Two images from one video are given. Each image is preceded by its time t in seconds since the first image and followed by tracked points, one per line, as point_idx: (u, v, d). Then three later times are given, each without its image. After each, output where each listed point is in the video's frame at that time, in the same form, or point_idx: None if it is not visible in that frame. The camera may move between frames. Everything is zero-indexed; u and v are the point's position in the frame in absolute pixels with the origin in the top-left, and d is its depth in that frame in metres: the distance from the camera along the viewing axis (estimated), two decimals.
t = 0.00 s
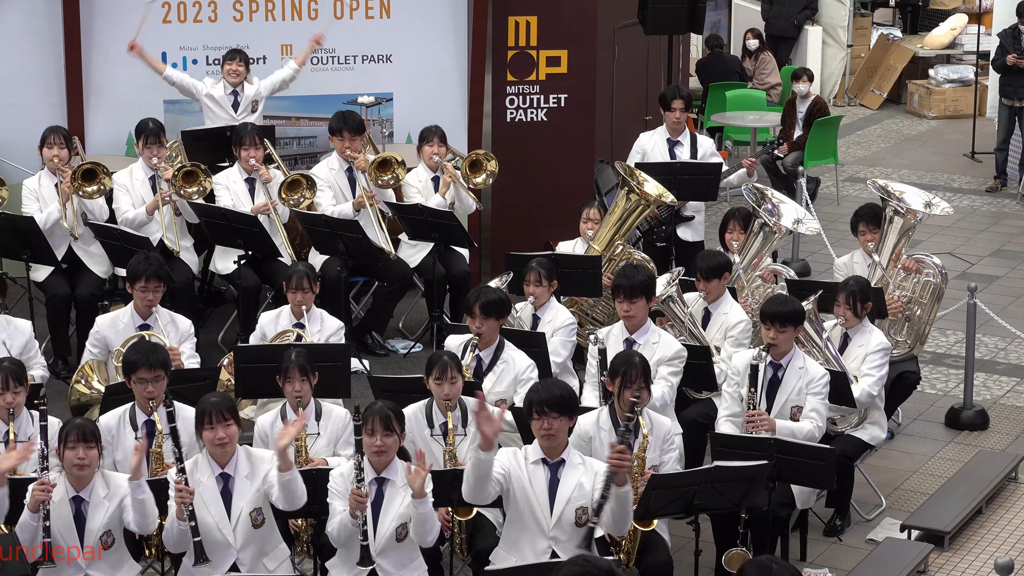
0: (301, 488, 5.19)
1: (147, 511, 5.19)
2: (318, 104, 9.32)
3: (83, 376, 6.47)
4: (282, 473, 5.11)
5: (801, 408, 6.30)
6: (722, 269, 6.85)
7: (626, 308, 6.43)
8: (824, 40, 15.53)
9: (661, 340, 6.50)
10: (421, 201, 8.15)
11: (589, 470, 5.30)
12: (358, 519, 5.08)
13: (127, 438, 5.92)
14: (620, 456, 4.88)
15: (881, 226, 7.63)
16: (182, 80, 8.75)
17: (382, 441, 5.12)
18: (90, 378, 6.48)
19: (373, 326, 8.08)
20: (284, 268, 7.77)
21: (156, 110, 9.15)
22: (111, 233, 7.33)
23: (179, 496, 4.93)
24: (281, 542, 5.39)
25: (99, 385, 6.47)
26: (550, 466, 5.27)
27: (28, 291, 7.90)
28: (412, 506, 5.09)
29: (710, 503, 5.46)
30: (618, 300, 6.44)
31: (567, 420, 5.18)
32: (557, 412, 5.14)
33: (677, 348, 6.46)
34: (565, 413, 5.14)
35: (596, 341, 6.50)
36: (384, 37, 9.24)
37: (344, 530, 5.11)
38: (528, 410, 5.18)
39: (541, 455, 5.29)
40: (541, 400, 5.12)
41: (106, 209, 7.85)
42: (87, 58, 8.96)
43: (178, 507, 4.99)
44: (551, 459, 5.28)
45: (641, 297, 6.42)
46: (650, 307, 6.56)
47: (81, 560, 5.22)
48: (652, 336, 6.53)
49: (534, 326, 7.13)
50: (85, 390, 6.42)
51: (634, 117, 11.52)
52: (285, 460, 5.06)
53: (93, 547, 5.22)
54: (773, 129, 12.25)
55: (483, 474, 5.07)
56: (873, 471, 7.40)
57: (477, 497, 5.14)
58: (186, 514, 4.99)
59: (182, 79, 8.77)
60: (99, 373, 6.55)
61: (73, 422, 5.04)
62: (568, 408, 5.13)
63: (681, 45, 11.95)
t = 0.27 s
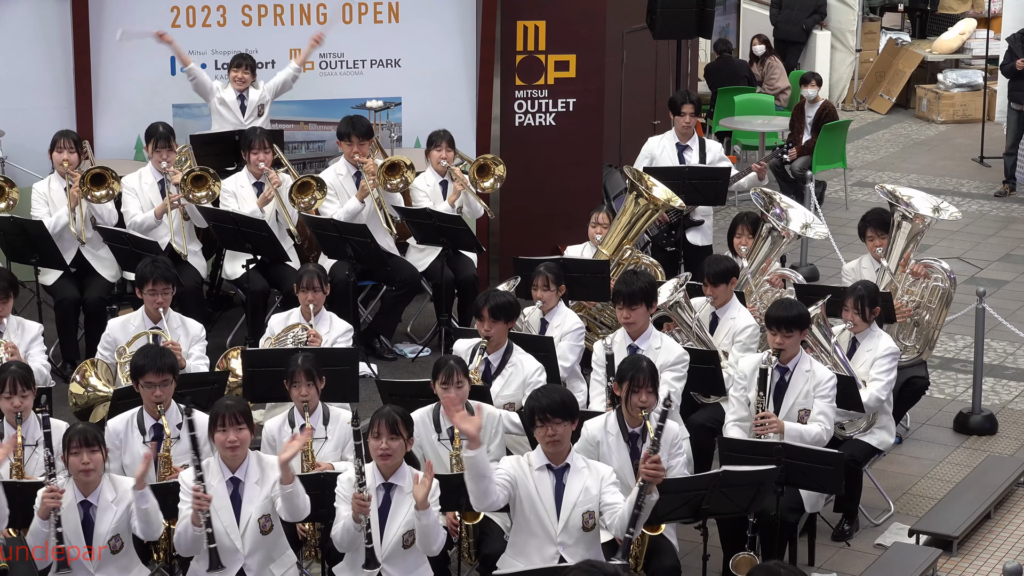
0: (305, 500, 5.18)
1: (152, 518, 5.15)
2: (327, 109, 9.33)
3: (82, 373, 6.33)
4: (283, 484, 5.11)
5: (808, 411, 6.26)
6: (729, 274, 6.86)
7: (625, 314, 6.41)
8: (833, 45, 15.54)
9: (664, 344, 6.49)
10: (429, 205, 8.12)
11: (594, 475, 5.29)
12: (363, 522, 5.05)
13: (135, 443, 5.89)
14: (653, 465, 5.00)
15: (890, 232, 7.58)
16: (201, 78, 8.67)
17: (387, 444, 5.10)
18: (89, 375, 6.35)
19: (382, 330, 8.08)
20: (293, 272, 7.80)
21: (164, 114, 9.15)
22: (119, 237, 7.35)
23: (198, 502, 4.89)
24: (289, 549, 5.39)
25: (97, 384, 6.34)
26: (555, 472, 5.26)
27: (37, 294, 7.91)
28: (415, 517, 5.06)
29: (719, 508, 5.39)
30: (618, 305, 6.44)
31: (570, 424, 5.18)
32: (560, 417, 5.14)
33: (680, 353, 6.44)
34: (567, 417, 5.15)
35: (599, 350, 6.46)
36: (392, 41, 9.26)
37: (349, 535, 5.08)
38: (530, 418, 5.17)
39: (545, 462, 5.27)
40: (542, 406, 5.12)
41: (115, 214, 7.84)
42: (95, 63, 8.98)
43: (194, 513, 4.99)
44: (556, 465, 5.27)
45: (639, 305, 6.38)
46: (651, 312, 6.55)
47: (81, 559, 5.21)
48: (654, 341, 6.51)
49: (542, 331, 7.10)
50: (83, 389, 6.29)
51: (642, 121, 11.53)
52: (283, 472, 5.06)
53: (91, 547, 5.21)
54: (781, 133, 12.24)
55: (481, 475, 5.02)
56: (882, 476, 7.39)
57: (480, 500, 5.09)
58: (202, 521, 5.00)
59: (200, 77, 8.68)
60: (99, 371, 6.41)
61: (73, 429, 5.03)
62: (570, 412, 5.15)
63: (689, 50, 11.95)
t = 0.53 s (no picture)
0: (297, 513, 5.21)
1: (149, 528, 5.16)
2: (332, 112, 9.32)
3: (87, 381, 6.33)
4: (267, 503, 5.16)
5: (814, 414, 6.22)
6: (732, 278, 6.86)
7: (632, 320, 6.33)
8: (839, 48, 15.54)
9: (669, 350, 6.40)
10: (434, 209, 8.17)
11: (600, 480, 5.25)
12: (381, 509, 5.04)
13: (139, 447, 5.88)
14: (592, 460, 4.86)
15: (895, 235, 7.59)
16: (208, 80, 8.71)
17: (387, 448, 5.09)
18: (93, 383, 6.35)
19: (387, 334, 8.10)
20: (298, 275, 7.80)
21: (170, 118, 9.16)
22: (125, 241, 7.36)
23: (224, 512, 4.91)
24: (292, 554, 5.40)
25: (101, 392, 6.32)
26: (561, 476, 5.21)
27: (43, 298, 7.93)
28: (400, 518, 5.08)
29: (724, 511, 5.37)
30: (624, 311, 6.37)
31: (579, 428, 5.15)
32: (569, 421, 5.11)
33: (686, 358, 6.38)
34: (575, 422, 5.11)
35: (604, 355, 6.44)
36: (398, 44, 9.27)
37: (366, 524, 5.07)
38: (540, 422, 5.14)
39: (552, 466, 5.22)
40: (552, 410, 5.10)
41: (122, 217, 7.89)
42: (101, 66, 8.97)
43: (215, 524, 5.02)
44: (561, 470, 5.21)
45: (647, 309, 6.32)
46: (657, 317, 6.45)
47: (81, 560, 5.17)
48: (659, 347, 6.41)
49: (548, 335, 7.11)
50: (87, 397, 6.28)
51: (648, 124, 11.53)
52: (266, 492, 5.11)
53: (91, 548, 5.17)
54: (786, 137, 12.24)
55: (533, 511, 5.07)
56: (887, 480, 7.38)
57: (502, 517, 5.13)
58: (221, 531, 5.03)
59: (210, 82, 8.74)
60: (103, 379, 6.41)
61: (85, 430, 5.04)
62: (579, 417, 5.11)
63: (695, 54, 11.96)
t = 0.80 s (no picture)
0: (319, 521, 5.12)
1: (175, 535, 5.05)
2: (336, 116, 9.36)
3: (88, 393, 6.33)
4: (309, 503, 5.02)
5: (816, 418, 6.23)
6: (735, 283, 6.85)
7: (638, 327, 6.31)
8: (842, 52, 15.56)
9: (674, 355, 6.41)
10: (438, 213, 8.19)
11: (606, 484, 5.27)
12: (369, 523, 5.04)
13: (142, 451, 5.89)
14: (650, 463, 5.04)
15: (899, 239, 7.60)
16: (198, 100, 8.84)
17: (390, 450, 5.09)
18: (94, 395, 6.35)
19: (390, 337, 8.11)
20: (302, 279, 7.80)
21: (174, 121, 9.17)
22: (129, 245, 7.36)
23: (191, 524, 4.92)
24: (297, 560, 5.39)
25: (103, 403, 6.33)
26: (568, 480, 5.25)
27: (47, 302, 7.93)
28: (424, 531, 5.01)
29: (727, 515, 5.30)
30: (630, 316, 6.34)
31: (588, 435, 5.17)
32: (578, 428, 5.12)
33: (691, 364, 6.39)
34: (585, 428, 5.13)
35: (607, 358, 6.46)
36: (402, 48, 9.27)
37: (356, 538, 5.09)
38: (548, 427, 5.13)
39: (558, 469, 5.27)
40: (563, 414, 5.10)
41: (125, 221, 7.85)
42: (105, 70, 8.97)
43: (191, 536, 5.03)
44: (568, 473, 5.25)
45: (654, 315, 6.30)
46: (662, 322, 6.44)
47: (79, 559, 5.17)
48: (664, 352, 6.42)
49: (552, 338, 7.11)
50: (89, 408, 6.28)
51: (651, 128, 11.55)
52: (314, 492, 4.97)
53: (92, 547, 5.17)
54: (790, 141, 12.26)
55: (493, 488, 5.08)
56: (891, 484, 7.38)
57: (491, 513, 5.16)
58: (198, 544, 5.03)
59: (195, 99, 8.85)
60: (104, 392, 6.40)
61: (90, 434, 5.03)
62: (588, 424, 5.12)
63: (698, 57, 11.97)
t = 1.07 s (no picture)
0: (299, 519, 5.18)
1: (151, 533, 5.14)
2: (339, 119, 9.34)
3: (89, 403, 6.34)
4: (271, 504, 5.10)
5: (818, 423, 6.23)
6: (740, 285, 6.83)
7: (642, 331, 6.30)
8: (845, 55, 15.57)
9: (678, 359, 6.40)
10: (441, 215, 8.19)
11: (610, 488, 5.27)
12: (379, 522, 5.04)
13: (145, 454, 5.87)
14: (644, 477, 4.90)
15: (902, 241, 7.61)
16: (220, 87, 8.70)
17: (393, 456, 5.09)
18: (95, 405, 6.36)
19: (393, 340, 8.12)
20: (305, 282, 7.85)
21: (176, 124, 9.18)
22: (132, 247, 7.36)
23: (218, 519, 4.88)
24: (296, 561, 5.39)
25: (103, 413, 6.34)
26: (573, 483, 5.23)
27: (49, 304, 7.94)
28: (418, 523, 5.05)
29: (730, 518, 5.31)
30: (634, 321, 6.34)
31: (594, 441, 5.15)
32: (586, 433, 5.11)
33: (695, 368, 6.39)
34: (592, 434, 5.11)
35: (610, 361, 6.45)
36: (404, 50, 9.28)
37: (364, 537, 5.06)
38: (556, 429, 5.13)
39: (563, 472, 5.24)
40: (572, 417, 5.08)
41: (128, 223, 7.89)
42: (108, 72, 8.97)
43: (212, 530, 5.01)
44: (574, 476, 5.23)
45: (657, 321, 6.31)
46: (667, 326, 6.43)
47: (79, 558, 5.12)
48: (669, 355, 6.41)
49: (555, 341, 7.11)
50: (91, 416, 6.27)
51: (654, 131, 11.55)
52: (270, 492, 5.06)
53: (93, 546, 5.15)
54: (792, 144, 12.27)
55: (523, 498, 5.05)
56: (894, 487, 7.37)
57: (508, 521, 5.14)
58: (220, 537, 5.01)
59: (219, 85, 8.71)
60: (105, 402, 6.42)
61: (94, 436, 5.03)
62: (595, 429, 5.10)
63: (701, 60, 11.98)
